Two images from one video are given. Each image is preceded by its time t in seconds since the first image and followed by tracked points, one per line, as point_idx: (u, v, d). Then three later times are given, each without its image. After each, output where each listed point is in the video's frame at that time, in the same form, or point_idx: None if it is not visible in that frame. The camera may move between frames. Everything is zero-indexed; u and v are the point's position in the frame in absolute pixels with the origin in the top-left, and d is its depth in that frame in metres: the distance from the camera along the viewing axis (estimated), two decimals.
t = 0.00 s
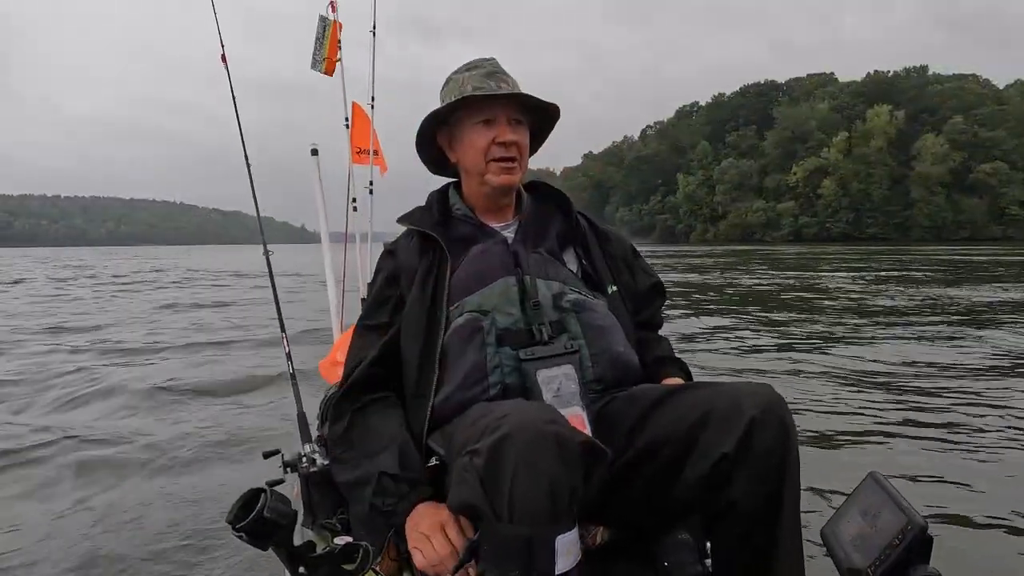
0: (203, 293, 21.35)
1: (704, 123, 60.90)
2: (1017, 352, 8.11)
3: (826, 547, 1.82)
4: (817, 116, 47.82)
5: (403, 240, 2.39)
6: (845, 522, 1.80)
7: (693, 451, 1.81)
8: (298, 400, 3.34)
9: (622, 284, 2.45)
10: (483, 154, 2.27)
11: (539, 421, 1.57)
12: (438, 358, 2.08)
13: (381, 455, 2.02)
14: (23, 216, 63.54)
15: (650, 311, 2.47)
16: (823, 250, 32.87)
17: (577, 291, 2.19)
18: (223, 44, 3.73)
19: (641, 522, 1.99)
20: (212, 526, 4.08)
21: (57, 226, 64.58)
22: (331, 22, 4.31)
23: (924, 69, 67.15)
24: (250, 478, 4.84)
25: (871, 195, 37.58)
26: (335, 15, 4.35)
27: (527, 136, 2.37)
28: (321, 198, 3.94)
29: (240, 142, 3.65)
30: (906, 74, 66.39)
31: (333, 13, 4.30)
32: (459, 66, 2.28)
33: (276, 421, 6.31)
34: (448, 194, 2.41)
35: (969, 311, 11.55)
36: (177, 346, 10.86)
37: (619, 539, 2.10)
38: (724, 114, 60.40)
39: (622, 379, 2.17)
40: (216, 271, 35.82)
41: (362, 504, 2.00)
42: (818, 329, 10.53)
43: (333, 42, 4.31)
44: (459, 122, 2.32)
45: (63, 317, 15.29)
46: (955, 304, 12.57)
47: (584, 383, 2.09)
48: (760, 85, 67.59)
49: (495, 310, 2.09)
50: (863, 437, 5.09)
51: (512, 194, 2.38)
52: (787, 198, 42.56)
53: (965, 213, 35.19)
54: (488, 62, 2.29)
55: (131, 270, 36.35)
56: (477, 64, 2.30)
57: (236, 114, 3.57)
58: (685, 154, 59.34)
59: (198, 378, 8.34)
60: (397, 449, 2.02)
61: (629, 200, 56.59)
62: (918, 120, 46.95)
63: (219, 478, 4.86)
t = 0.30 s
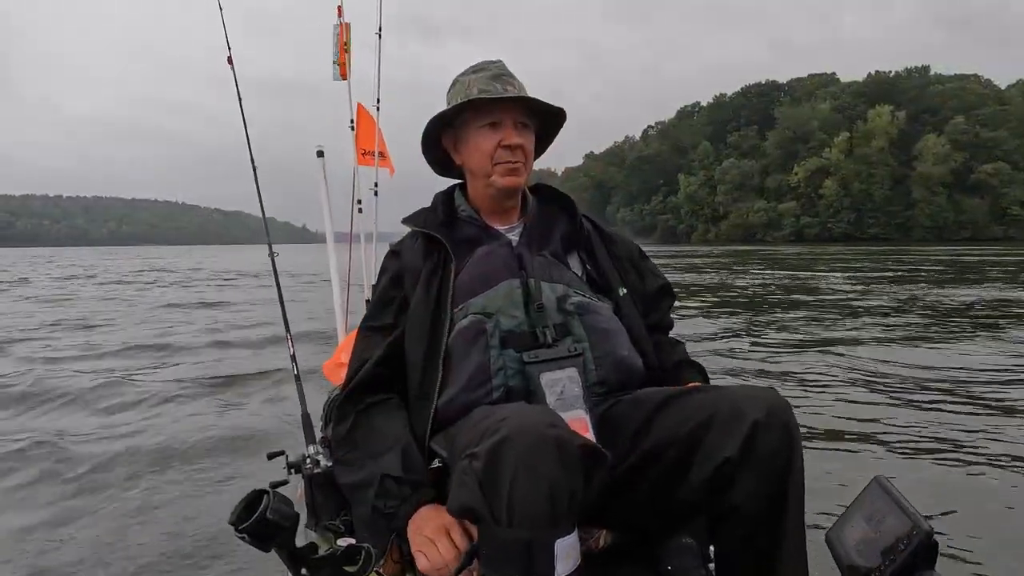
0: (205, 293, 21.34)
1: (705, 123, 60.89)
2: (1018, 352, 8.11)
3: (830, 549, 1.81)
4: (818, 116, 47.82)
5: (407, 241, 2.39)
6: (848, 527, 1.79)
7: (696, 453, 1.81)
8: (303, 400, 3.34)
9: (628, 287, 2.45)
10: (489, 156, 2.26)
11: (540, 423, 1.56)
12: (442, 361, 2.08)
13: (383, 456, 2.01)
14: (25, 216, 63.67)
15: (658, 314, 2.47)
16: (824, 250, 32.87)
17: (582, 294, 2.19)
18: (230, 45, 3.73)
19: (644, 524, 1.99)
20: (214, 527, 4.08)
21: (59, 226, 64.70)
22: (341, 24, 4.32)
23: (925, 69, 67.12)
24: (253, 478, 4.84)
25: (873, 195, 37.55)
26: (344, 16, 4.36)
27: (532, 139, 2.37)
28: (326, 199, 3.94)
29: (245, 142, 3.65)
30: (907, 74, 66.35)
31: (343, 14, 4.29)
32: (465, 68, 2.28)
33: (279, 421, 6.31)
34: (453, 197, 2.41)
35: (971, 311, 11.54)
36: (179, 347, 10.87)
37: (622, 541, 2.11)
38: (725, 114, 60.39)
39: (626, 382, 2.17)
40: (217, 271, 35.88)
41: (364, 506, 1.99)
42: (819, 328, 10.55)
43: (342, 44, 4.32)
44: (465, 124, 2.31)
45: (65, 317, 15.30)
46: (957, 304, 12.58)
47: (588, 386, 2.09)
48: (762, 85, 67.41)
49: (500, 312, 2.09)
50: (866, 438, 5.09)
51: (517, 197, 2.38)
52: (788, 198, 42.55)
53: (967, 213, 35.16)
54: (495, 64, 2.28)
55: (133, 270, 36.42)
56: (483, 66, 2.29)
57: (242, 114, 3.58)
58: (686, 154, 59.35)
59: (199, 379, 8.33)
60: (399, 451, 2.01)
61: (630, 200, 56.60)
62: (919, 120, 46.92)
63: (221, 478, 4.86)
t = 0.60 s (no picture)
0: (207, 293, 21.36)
1: (706, 123, 60.87)
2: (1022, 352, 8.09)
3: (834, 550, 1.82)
4: (819, 117, 47.80)
5: (414, 240, 2.40)
6: (853, 528, 1.80)
7: (702, 454, 1.81)
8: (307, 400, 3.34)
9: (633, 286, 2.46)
10: (494, 155, 2.27)
11: (545, 423, 1.57)
12: (448, 360, 2.09)
13: (389, 454, 2.02)
14: (27, 216, 63.79)
15: (662, 314, 2.48)
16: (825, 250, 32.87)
17: (587, 293, 2.20)
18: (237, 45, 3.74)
19: (650, 524, 2.00)
20: (217, 527, 4.09)
21: (60, 227, 64.80)
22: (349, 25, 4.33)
23: (927, 69, 67.03)
24: (256, 478, 4.85)
25: (874, 195, 37.52)
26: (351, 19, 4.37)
27: (537, 138, 2.38)
28: (332, 198, 3.95)
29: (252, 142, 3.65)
30: (909, 73, 66.27)
31: (350, 16, 4.32)
32: (470, 68, 2.29)
33: (281, 421, 6.32)
34: (458, 196, 2.42)
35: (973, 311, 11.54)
36: (181, 346, 10.89)
37: (627, 541, 2.12)
38: (726, 114, 60.37)
39: (631, 382, 2.18)
40: (219, 271, 35.91)
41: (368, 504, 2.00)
42: (823, 328, 10.54)
43: (350, 45, 4.33)
44: (470, 123, 2.32)
45: (68, 316, 15.33)
46: (960, 304, 12.56)
47: (594, 385, 2.10)
48: (764, 84, 67.31)
49: (506, 311, 2.10)
50: (869, 438, 5.10)
51: (522, 196, 2.38)
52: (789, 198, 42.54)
53: (968, 213, 35.13)
54: (501, 64, 2.29)
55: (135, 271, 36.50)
56: (489, 66, 2.30)
57: (248, 114, 3.58)
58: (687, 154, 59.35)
59: (202, 378, 8.34)
60: (404, 449, 2.02)
61: (631, 201, 56.63)
62: (920, 120, 46.87)
63: (224, 478, 4.86)
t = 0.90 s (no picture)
0: (209, 292, 21.40)
1: (707, 122, 60.84)
2: None
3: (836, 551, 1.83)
4: (821, 116, 47.77)
5: (416, 238, 2.42)
6: (856, 529, 1.81)
7: (703, 454, 1.82)
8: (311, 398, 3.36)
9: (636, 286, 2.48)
10: (498, 152, 2.28)
11: (545, 421, 1.58)
12: (449, 358, 2.10)
13: (390, 452, 2.03)
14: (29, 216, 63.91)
15: (664, 313, 2.50)
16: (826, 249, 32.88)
17: (590, 292, 2.21)
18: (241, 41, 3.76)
19: (649, 523, 2.01)
20: (220, 527, 4.10)
21: (63, 226, 64.91)
22: (354, 21, 4.34)
23: (928, 68, 66.98)
24: (257, 477, 4.86)
25: (875, 194, 37.51)
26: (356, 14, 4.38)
27: (540, 135, 2.39)
28: (335, 195, 3.97)
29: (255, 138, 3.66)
30: (910, 72, 66.20)
31: (354, 12, 4.33)
32: (474, 64, 2.30)
33: (283, 420, 6.33)
34: (461, 194, 2.43)
35: (975, 311, 11.53)
36: (182, 345, 10.90)
37: (628, 539, 2.13)
38: (728, 113, 60.33)
39: (632, 381, 2.19)
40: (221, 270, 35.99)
41: (367, 501, 2.01)
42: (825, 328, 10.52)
43: (354, 41, 4.34)
44: (474, 120, 2.33)
45: (71, 316, 15.37)
46: (963, 303, 12.53)
47: (595, 384, 2.11)
48: (766, 84, 67.22)
49: (508, 310, 2.11)
50: (869, 437, 5.11)
51: (526, 195, 2.39)
52: (790, 198, 42.52)
53: (969, 212, 35.11)
54: (504, 61, 2.30)
55: (138, 270, 36.57)
56: (492, 63, 2.31)
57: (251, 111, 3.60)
58: (688, 153, 59.35)
59: (204, 377, 8.36)
60: (405, 447, 2.04)
61: (633, 200, 56.65)
62: (922, 119, 46.83)
63: (226, 478, 4.88)
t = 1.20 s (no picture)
0: (211, 292, 21.41)
1: (709, 122, 60.80)
2: None
3: (835, 556, 1.83)
4: (822, 115, 47.73)
5: (417, 239, 2.42)
6: (855, 534, 1.81)
7: (702, 458, 1.81)
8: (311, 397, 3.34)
9: (636, 287, 2.48)
10: (497, 153, 2.27)
11: (544, 424, 1.59)
12: (449, 362, 2.10)
13: (388, 453, 2.03)
14: (32, 214, 64.00)
15: (665, 316, 2.49)
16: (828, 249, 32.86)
17: (589, 294, 2.21)
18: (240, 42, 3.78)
19: (647, 526, 2.01)
20: (220, 527, 4.09)
21: (65, 224, 65.03)
22: (352, 22, 4.34)
23: (930, 67, 66.92)
24: (258, 477, 4.85)
25: (877, 194, 37.49)
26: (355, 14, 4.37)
27: (541, 136, 2.39)
28: (335, 195, 3.96)
29: (255, 140, 3.67)
30: (913, 70, 66.11)
31: (354, 13, 4.33)
32: (474, 66, 2.30)
33: (285, 419, 6.32)
34: (461, 196, 2.43)
35: (977, 310, 11.50)
36: (183, 345, 10.91)
37: (627, 542, 2.13)
38: (729, 113, 60.29)
39: (632, 383, 2.18)
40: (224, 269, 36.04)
41: (366, 503, 2.00)
42: (827, 327, 10.52)
43: (353, 41, 4.34)
44: (473, 123, 2.34)
45: (73, 315, 15.38)
46: (965, 303, 12.51)
47: (596, 386, 2.11)
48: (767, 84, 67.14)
49: (507, 312, 2.11)
50: (870, 438, 5.10)
51: (526, 196, 2.39)
52: (792, 198, 42.50)
53: (970, 212, 35.09)
54: (504, 63, 2.30)
55: (141, 269, 36.63)
56: (493, 64, 2.31)
57: (250, 113, 3.62)
58: (690, 153, 59.32)
59: (205, 376, 8.36)
60: (404, 449, 2.03)
61: (634, 200, 56.63)
62: (924, 119, 46.77)
63: (227, 478, 4.86)
